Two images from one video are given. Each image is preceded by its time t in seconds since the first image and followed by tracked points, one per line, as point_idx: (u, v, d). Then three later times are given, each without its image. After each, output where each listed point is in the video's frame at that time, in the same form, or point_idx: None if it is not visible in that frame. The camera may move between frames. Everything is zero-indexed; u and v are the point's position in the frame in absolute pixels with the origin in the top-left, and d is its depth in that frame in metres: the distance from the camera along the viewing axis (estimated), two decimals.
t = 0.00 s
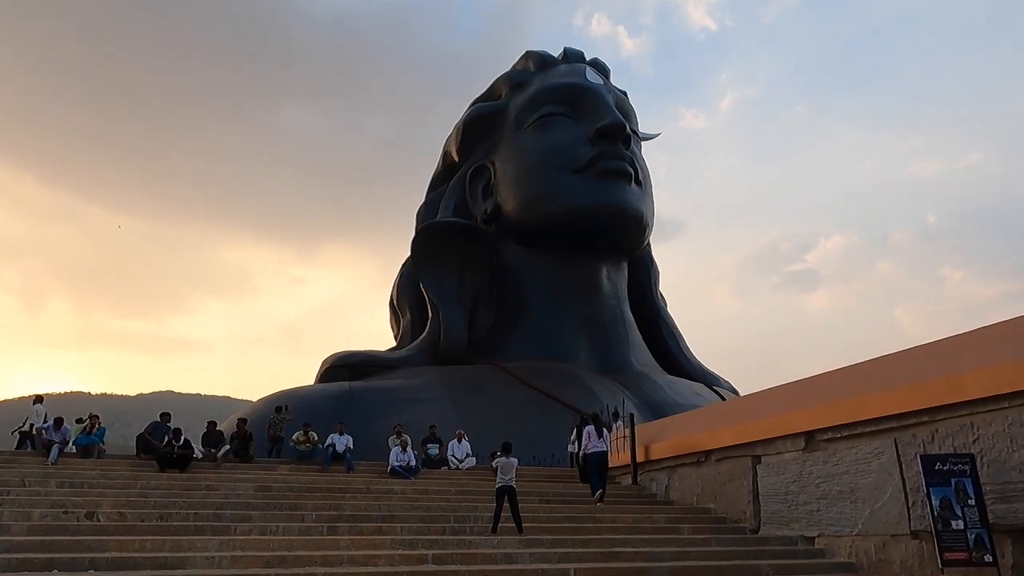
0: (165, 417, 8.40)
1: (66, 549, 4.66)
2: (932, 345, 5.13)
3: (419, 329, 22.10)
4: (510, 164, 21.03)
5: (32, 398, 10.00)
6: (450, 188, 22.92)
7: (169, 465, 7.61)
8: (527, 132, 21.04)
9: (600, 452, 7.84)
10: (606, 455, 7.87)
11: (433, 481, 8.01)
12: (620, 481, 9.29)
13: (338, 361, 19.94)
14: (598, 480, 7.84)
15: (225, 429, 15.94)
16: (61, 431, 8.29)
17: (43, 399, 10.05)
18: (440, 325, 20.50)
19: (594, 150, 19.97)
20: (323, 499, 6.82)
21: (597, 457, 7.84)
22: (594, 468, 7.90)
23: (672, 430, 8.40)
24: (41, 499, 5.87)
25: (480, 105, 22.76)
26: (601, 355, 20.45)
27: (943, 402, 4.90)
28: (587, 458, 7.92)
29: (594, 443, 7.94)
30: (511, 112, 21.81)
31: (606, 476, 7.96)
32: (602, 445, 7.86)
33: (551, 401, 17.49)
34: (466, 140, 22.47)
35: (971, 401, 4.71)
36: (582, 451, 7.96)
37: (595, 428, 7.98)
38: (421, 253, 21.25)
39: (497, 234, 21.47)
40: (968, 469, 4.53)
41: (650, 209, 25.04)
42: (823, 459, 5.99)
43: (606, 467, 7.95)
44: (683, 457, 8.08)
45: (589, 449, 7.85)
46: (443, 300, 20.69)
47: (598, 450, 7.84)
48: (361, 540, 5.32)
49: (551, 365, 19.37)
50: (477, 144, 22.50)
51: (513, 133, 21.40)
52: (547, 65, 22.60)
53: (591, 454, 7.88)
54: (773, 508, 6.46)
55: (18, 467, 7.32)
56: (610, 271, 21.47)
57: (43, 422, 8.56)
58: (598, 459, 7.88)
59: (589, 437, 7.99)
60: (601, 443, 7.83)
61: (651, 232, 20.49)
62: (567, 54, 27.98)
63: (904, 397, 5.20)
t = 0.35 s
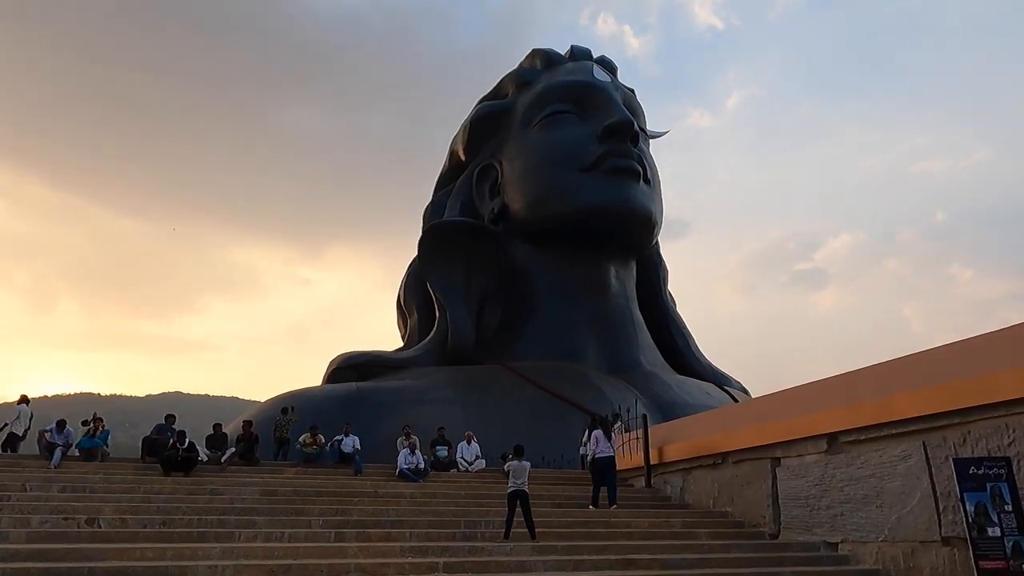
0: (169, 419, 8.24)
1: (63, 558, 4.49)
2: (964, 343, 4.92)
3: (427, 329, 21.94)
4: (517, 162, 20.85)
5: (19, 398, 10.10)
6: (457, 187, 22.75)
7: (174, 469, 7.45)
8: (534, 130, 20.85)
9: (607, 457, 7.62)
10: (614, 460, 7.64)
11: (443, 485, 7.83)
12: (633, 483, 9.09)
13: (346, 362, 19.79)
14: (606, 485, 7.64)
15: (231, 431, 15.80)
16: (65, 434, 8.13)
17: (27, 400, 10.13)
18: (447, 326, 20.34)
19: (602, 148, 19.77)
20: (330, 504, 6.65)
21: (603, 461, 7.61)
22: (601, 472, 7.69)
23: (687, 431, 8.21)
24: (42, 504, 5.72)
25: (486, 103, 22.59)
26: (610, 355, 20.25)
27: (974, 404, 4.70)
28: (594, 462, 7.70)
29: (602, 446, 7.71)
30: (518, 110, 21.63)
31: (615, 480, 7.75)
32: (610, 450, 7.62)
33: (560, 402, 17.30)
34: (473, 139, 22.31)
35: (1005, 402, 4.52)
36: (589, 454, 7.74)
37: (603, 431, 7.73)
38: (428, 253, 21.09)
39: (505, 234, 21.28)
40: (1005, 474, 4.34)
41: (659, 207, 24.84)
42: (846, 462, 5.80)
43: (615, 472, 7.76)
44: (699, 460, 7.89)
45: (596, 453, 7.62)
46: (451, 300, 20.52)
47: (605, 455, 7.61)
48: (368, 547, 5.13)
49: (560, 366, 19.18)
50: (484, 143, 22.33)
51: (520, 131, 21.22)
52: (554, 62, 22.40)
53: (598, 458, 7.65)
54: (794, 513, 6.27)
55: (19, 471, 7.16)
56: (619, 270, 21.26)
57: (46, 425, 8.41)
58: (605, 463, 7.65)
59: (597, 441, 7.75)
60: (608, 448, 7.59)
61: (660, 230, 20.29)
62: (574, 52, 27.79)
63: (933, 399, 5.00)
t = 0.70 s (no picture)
0: (169, 417, 8.07)
1: (53, 559, 4.32)
2: (989, 335, 4.72)
3: (432, 328, 21.76)
4: (522, 159, 20.66)
5: None
6: (462, 185, 22.58)
7: (174, 467, 7.28)
8: (539, 127, 20.66)
9: (610, 454, 7.55)
10: (616, 457, 7.56)
11: (449, 484, 7.64)
12: (643, 483, 8.90)
13: (350, 361, 19.62)
14: (608, 483, 7.52)
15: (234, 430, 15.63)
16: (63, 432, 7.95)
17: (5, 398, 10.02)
18: (452, 324, 20.16)
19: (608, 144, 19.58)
20: (332, 504, 6.47)
21: (606, 458, 7.53)
22: (602, 470, 7.58)
23: (696, 428, 8.02)
24: (35, 504, 5.55)
25: (491, 101, 22.41)
26: (617, 353, 20.05)
27: (1003, 399, 4.51)
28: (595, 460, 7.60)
29: (602, 444, 7.64)
30: (523, 107, 21.45)
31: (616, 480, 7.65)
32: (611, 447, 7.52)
33: (567, 401, 17.11)
34: (478, 136, 22.13)
35: None
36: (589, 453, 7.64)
37: (602, 429, 7.68)
38: (433, 251, 20.92)
39: (510, 232, 21.10)
40: None
41: (666, 205, 24.63)
42: (866, 459, 5.61)
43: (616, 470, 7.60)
44: (710, 458, 7.69)
45: (598, 450, 7.54)
46: (456, 298, 20.35)
47: (607, 451, 7.54)
48: (371, 548, 4.95)
49: (566, 364, 18.99)
50: (489, 140, 22.14)
51: (525, 128, 21.04)
52: (559, 59, 22.21)
53: (599, 455, 7.56)
54: (811, 512, 6.07)
55: (16, 470, 6.99)
56: (625, 268, 21.06)
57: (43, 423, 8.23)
58: (606, 461, 7.57)
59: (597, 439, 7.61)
60: (611, 444, 7.53)
61: (666, 228, 20.09)
62: (580, 48, 27.58)
63: (958, 393, 4.81)
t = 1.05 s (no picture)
0: (163, 417, 7.85)
1: (33, 568, 4.09)
2: (1018, 331, 4.49)
3: (433, 329, 21.53)
4: (525, 159, 20.44)
5: None
6: (464, 185, 22.36)
7: (168, 469, 7.05)
8: (542, 126, 20.43)
9: (612, 459, 7.33)
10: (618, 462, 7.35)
11: (451, 487, 7.42)
12: (650, 486, 8.65)
13: (351, 362, 19.39)
14: (610, 488, 7.32)
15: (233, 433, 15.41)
16: (54, 434, 7.73)
17: None
18: (454, 324, 19.93)
19: (611, 143, 19.35)
20: (330, 508, 6.24)
21: (608, 463, 7.32)
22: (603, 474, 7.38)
23: (706, 430, 7.78)
24: (20, 508, 5.33)
25: (494, 100, 22.20)
26: (621, 354, 19.81)
27: None
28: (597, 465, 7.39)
29: (604, 448, 7.41)
30: (526, 106, 21.23)
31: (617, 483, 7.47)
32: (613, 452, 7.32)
33: (571, 402, 16.87)
34: (480, 135, 21.91)
35: None
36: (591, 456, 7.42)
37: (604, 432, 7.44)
38: (435, 251, 20.71)
39: (513, 231, 20.88)
40: None
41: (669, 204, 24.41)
42: (886, 462, 5.37)
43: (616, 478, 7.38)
44: (720, 460, 7.46)
45: (600, 455, 7.31)
46: (458, 298, 20.13)
47: (610, 456, 7.33)
48: (369, 555, 4.72)
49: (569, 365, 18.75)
50: (491, 139, 21.92)
51: (528, 127, 20.81)
52: (562, 58, 21.99)
53: (601, 460, 7.35)
54: (828, 517, 5.84)
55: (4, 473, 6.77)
56: (629, 267, 20.82)
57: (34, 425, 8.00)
58: (609, 465, 7.36)
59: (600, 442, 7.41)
60: (613, 450, 7.30)
61: (670, 227, 19.85)
62: (582, 47, 27.37)
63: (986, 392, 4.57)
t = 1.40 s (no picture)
0: (161, 419, 7.61)
1: None
2: None
3: (437, 330, 21.29)
4: (530, 158, 20.20)
5: None
6: (468, 185, 22.12)
7: (166, 473, 6.80)
8: (547, 125, 20.20)
9: (620, 456, 7.31)
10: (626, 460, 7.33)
11: (458, 492, 7.18)
12: (663, 490, 8.41)
13: (355, 363, 19.16)
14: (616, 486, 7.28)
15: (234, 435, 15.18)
16: (48, 437, 7.48)
17: None
18: (459, 325, 19.70)
19: (617, 142, 19.11)
20: (333, 515, 6.00)
21: (615, 460, 7.30)
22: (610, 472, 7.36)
23: (721, 432, 7.54)
24: (8, 515, 5.10)
25: (498, 99, 21.96)
26: (627, 355, 19.56)
27: None
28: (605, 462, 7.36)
29: (613, 446, 7.40)
30: (530, 105, 20.99)
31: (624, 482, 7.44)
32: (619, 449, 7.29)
33: (577, 403, 16.63)
34: (484, 135, 21.68)
35: None
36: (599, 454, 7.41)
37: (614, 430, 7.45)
38: (439, 251, 20.47)
39: (517, 231, 20.64)
40: None
41: (676, 204, 24.16)
42: (916, 466, 5.13)
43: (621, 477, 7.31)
44: (737, 464, 7.22)
45: (608, 451, 7.31)
46: (462, 298, 19.90)
47: (618, 453, 7.31)
48: (374, 565, 4.48)
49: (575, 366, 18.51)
50: (495, 139, 21.69)
51: (532, 126, 20.57)
52: (567, 56, 21.74)
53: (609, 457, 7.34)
54: (854, 524, 5.60)
55: None
56: (635, 267, 20.57)
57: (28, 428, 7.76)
58: (616, 462, 7.34)
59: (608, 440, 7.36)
60: (621, 447, 7.30)
61: (677, 227, 19.60)
62: (587, 45, 27.15)
63: None
